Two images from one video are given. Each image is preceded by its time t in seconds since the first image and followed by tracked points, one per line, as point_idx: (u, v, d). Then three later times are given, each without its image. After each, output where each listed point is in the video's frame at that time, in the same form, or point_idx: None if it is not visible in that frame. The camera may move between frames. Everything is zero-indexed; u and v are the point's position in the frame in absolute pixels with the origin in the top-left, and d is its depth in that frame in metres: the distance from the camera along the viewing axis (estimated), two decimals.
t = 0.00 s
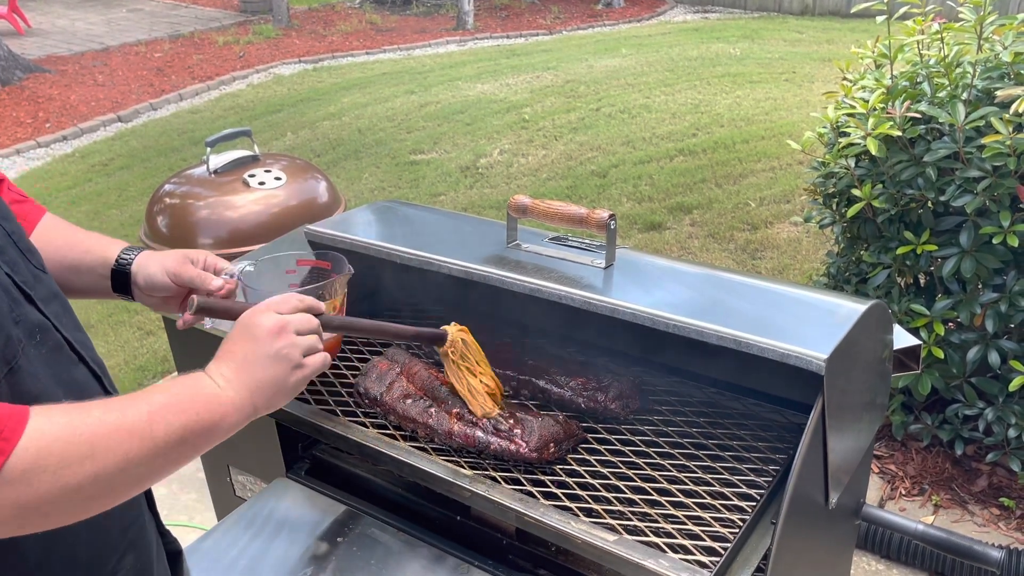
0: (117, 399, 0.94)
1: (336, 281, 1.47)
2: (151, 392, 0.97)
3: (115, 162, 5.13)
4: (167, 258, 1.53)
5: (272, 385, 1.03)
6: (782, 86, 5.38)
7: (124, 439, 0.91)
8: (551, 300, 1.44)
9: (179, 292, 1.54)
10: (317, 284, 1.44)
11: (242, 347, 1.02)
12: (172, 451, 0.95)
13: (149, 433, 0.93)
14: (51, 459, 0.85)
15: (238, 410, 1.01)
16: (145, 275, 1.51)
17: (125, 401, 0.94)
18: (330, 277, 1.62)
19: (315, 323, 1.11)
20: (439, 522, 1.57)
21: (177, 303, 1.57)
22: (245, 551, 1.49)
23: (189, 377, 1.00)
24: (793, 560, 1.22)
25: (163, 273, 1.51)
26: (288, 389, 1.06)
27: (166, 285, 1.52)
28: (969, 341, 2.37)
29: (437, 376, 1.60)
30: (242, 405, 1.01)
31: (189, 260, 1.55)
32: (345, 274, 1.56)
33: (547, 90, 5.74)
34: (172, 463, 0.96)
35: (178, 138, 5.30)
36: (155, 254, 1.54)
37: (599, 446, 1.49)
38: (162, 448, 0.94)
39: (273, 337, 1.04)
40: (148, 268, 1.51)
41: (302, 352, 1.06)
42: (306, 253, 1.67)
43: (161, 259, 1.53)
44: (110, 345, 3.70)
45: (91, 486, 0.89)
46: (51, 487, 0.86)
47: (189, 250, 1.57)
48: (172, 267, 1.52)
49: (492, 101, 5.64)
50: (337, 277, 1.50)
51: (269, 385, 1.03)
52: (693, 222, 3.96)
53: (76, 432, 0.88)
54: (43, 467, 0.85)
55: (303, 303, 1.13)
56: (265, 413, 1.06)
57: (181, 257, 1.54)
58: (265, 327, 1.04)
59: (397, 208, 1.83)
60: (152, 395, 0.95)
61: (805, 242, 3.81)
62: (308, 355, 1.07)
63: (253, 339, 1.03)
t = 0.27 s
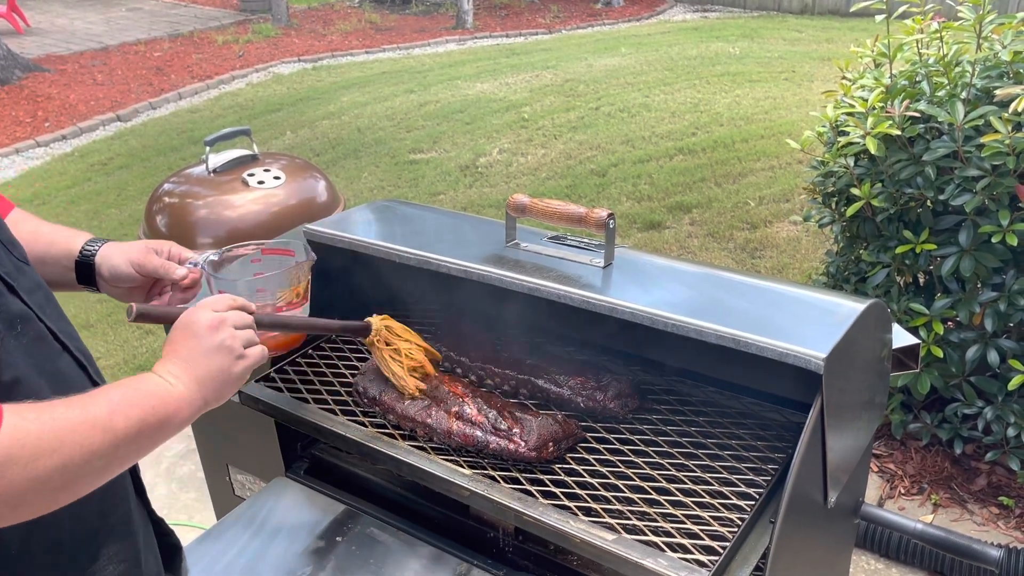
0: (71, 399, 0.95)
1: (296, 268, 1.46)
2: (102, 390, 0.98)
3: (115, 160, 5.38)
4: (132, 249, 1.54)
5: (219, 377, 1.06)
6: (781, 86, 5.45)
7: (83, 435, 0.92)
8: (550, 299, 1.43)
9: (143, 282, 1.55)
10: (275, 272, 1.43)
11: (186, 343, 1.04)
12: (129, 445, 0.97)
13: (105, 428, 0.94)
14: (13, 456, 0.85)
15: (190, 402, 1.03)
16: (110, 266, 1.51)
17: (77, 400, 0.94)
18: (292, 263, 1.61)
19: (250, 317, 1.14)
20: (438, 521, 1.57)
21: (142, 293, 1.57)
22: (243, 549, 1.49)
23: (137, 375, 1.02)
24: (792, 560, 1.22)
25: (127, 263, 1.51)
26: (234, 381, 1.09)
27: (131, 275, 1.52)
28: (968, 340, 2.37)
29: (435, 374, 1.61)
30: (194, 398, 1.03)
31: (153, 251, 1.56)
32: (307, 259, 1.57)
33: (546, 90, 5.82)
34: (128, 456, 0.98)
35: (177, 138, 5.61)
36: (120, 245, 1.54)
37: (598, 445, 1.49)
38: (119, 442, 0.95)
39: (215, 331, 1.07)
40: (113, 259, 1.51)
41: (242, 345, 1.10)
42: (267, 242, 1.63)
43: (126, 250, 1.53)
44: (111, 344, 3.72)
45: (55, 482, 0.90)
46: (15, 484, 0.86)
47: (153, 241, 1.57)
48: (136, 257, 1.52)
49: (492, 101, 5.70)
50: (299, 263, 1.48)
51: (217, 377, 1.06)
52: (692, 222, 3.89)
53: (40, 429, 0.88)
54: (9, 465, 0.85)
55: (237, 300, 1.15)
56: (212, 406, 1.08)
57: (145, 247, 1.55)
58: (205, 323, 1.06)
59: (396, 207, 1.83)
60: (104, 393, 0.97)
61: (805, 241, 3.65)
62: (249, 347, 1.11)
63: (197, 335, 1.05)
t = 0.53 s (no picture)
0: (55, 393, 0.96)
1: (280, 269, 1.46)
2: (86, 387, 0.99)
3: (115, 160, 5.38)
4: (115, 246, 1.54)
5: (204, 377, 1.07)
6: (781, 85, 5.46)
7: (65, 432, 0.93)
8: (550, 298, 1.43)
9: (127, 279, 1.55)
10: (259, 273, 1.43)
11: (172, 343, 1.05)
12: (111, 443, 0.98)
13: (87, 426, 0.95)
14: None
15: (174, 401, 1.04)
16: (94, 264, 1.51)
17: (61, 396, 0.95)
18: (275, 263, 1.60)
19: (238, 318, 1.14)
20: (439, 520, 1.57)
21: (125, 291, 1.57)
22: (242, 547, 1.49)
23: (121, 373, 1.02)
24: (792, 559, 1.22)
25: (110, 261, 1.51)
26: (218, 381, 1.09)
27: (115, 274, 1.52)
28: (968, 339, 2.37)
29: (434, 373, 1.61)
30: (178, 398, 1.04)
31: (137, 249, 1.55)
32: (289, 260, 1.57)
33: (546, 89, 5.83)
34: (110, 453, 0.99)
35: (176, 138, 5.60)
36: (103, 243, 1.54)
37: (598, 444, 1.49)
38: (100, 440, 0.97)
39: (203, 333, 1.07)
40: (97, 256, 1.51)
41: (228, 346, 1.10)
42: (250, 241, 1.62)
43: (109, 248, 1.53)
44: (110, 343, 3.72)
45: (35, 476, 0.91)
46: None
47: (136, 240, 1.57)
48: (119, 255, 1.52)
49: (492, 100, 5.71)
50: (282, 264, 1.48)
51: (202, 378, 1.07)
52: (692, 221, 3.88)
53: (21, 425, 0.89)
54: None
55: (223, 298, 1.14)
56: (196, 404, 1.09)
57: (128, 245, 1.54)
58: (193, 324, 1.06)
59: (395, 206, 1.82)
60: (88, 390, 0.98)
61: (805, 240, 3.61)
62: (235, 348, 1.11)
63: (184, 336, 1.05)
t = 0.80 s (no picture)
0: (72, 404, 0.97)
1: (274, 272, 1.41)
2: (110, 400, 0.99)
3: (115, 160, 5.38)
4: (113, 248, 1.53)
5: (230, 408, 1.04)
6: (781, 84, 5.47)
7: (73, 447, 0.94)
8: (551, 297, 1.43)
9: (124, 281, 1.55)
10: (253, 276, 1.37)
11: (204, 367, 1.03)
12: (120, 463, 0.97)
13: (97, 444, 0.95)
14: None
15: (193, 428, 1.02)
16: (91, 263, 1.51)
17: (79, 409, 0.96)
18: (272, 267, 1.56)
19: (284, 348, 1.09)
20: (439, 520, 1.57)
21: (122, 292, 1.57)
22: (243, 548, 1.49)
23: (147, 389, 1.02)
24: (793, 558, 1.22)
25: (107, 262, 1.51)
26: (247, 412, 1.06)
27: (111, 275, 1.52)
28: (968, 338, 2.37)
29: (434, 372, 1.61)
30: (198, 425, 1.02)
31: (134, 250, 1.55)
32: (286, 265, 1.52)
33: (546, 88, 5.84)
34: (121, 472, 0.99)
35: (176, 137, 5.60)
36: (101, 243, 1.54)
37: (599, 443, 1.49)
38: (109, 460, 0.96)
39: (238, 362, 1.03)
40: (94, 257, 1.51)
41: (264, 378, 1.06)
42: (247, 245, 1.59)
43: (106, 249, 1.52)
44: (110, 342, 3.72)
45: (36, 489, 0.92)
46: None
47: (134, 241, 1.57)
48: (116, 256, 1.51)
49: (492, 99, 5.72)
50: (277, 268, 1.43)
51: (226, 408, 1.04)
52: (691, 220, 3.87)
53: (26, 436, 0.90)
54: None
55: (272, 323, 1.10)
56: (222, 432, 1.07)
57: (126, 246, 1.54)
58: (228, 351, 1.03)
59: (396, 205, 1.82)
60: (109, 404, 0.98)
61: (806, 238, 3.61)
62: (272, 380, 1.07)
63: (217, 361, 1.03)
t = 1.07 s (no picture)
0: (112, 409, 0.94)
1: (281, 277, 1.40)
2: (150, 404, 0.96)
3: (115, 160, 5.38)
4: (117, 252, 1.53)
5: (273, 417, 0.99)
6: (781, 84, 5.47)
7: (111, 455, 0.91)
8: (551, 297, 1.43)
9: (128, 286, 1.55)
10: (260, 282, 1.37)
11: (249, 373, 0.98)
12: (158, 471, 0.95)
13: (134, 452, 0.92)
14: (31, 467, 0.86)
15: (234, 437, 0.98)
16: (95, 268, 1.50)
17: (118, 414, 0.93)
18: (278, 270, 1.55)
19: (335, 355, 1.04)
20: (439, 520, 1.57)
21: (127, 297, 1.57)
22: (244, 549, 1.49)
23: (188, 393, 0.98)
24: (793, 557, 1.22)
25: (111, 267, 1.51)
26: (292, 421, 1.01)
27: (116, 279, 1.52)
28: (968, 338, 2.37)
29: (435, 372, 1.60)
30: (240, 435, 0.98)
31: (139, 255, 1.55)
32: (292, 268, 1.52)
33: (546, 87, 5.84)
34: (160, 480, 0.96)
35: (176, 137, 5.61)
36: (104, 248, 1.53)
37: (599, 443, 1.49)
38: (146, 468, 0.93)
39: (283, 370, 0.98)
40: (98, 262, 1.50)
41: (311, 387, 1.01)
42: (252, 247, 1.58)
43: (110, 253, 1.52)
44: (110, 342, 3.73)
45: (73, 496, 0.90)
46: (33, 494, 0.87)
47: (137, 245, 1.56)
48: (121, 261, 1.51)
49: (492, 98, 5.72)
50: (284, 272, 1.42)
51: (270, 417, 0.99)
52: (691, 220, 3.86)
53: (61, 442, 0.88)
54: (22, 475, 0.86)
55: (322, 327, 1.04)
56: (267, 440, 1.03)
57: (130, 251, 1.54)
58: (274, 358, 0.98)
59: (396, 205, 1.82)
60: (148, 409, 0.95)
61: (806, 237, 3.61)
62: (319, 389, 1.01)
63: (262, 368, 0.98)
